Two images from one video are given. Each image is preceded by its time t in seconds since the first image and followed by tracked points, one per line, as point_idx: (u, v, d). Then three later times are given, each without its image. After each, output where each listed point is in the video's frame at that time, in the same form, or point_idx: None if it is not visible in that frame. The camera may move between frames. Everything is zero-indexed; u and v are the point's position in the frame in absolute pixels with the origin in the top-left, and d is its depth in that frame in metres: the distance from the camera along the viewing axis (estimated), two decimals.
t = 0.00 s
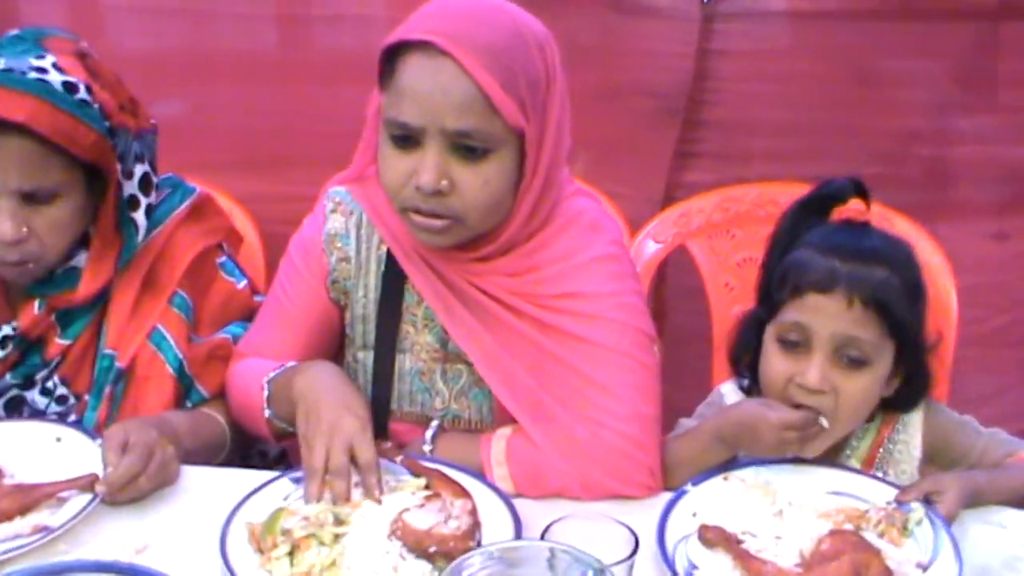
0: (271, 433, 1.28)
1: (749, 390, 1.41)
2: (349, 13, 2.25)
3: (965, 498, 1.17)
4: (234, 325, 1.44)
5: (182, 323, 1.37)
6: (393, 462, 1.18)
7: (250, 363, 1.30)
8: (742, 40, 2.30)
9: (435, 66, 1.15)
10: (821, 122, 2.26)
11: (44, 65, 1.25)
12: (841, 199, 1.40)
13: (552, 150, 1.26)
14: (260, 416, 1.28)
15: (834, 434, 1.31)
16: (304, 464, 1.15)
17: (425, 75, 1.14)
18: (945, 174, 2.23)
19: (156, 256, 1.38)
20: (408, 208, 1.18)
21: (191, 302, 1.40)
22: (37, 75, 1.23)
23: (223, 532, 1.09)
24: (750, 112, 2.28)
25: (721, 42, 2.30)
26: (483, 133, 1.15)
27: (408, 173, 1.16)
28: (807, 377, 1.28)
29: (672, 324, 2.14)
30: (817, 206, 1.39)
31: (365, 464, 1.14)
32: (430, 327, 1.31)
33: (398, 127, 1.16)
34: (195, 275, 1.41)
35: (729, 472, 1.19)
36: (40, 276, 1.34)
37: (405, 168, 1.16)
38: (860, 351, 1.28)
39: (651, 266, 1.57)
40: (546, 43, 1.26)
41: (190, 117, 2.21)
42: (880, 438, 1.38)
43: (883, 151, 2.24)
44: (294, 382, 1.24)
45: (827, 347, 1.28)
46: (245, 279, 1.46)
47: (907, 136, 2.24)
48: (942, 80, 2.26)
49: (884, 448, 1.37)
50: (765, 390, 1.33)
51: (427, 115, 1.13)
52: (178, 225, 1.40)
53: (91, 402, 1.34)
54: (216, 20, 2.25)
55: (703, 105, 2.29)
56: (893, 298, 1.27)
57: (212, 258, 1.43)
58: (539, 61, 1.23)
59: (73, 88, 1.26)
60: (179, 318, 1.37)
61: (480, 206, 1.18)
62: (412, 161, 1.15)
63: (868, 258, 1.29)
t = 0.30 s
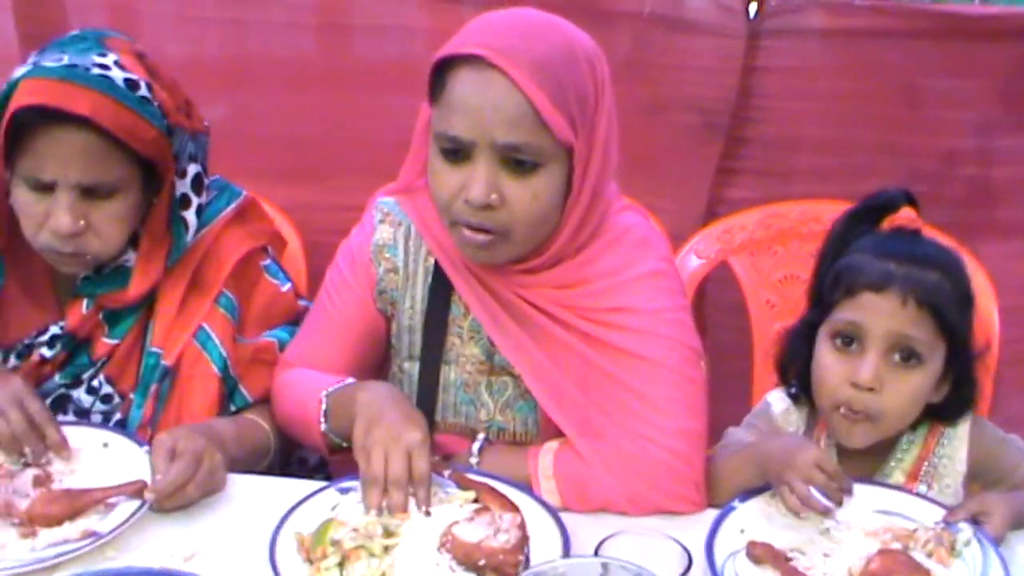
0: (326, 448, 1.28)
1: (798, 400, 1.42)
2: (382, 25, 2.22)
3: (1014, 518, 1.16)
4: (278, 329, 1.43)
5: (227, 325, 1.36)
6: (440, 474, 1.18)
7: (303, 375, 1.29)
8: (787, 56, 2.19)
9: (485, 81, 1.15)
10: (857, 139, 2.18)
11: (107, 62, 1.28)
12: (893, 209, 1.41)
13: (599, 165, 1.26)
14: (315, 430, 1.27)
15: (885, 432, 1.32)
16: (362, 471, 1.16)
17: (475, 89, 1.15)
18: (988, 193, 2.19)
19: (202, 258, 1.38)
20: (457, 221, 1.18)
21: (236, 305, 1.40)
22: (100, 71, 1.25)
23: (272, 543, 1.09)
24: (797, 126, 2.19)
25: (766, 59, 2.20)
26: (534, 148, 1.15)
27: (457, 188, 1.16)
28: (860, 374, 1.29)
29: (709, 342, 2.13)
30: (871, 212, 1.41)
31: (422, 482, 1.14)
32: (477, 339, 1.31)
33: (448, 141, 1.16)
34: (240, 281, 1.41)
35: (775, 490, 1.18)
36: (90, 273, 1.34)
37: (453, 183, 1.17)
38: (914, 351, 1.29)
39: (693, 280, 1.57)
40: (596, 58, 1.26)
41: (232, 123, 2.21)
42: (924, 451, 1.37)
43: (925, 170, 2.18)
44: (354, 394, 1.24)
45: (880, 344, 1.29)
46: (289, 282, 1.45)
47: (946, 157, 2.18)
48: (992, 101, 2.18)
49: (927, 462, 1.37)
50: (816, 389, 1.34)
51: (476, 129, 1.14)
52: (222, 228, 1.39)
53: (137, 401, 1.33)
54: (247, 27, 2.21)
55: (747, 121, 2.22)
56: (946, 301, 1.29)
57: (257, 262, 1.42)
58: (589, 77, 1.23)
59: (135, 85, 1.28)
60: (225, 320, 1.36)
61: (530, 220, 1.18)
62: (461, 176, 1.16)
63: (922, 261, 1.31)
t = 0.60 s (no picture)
0: (408, 460, 1.27)
1: (890, 398, 1.40)
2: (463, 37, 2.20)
3: None
4: (364, 339, 1.45)
5: (316, 337, 1.38)
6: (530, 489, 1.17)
7: (391, 386, 1.30)
8: (872, 72, 2.17)
9: (583, 94, 1.15)
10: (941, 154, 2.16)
11: (192, 77, 1.28)
12: (980, 207, 1.41)
13: (695, 179, 1.25)
14: (399, 443, 1.27)
15: (978, 420, 1.31)
16: (445, 484, 1.15)
17: (574, 103, 1.15)
18: None
19: (287, 270, 1.39)
20: (554, 234, 1.18)
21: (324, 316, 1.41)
22: (186, 86, 1.26)
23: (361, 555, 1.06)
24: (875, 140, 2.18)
25: (852, 73, 2.16)
26: (631, 161, 1.15)
27: (556, 200, 1.16)
28: (949, 359, 1.29)
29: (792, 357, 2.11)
30: (961, 211, 1.41)
31: (503, 500, 1.13)
32: (568, 354, 1.32)
33: (546, 154, 1.16)
34: (325, 291, 1.42)
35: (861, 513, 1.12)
36: (176, 287, 1.34)
37: (551, 196, 1.17)
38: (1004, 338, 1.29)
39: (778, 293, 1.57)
40: (692, 72, 1.26)
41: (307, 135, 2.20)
42: (1014, 451, 1.33)
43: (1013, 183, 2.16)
44: (440, 408, 1.24)
45: (970, 331, 1.29)
46: (373, 293, 1.46)
47: None
48: None
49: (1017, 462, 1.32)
50: (907, 380, 1.35)
51: (575, 142, 1.14)
52: (308, 239, 1.40)
53: (225, 414, 1.35)
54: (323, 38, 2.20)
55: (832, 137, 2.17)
56: None
57: (341, 273, 1.43)
58: (687, 90, 1.23)
59: (221, 99, 1.28)
60: (313, 332, 1.38)
61: (628, 234, 1.18)
62: (559, 188, 1.16)
63: (1011, 251, 1.30)
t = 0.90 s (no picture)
0: (478, 462, 1.27)
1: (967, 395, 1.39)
2: (518, 36, 2.05)
3: None
4: (432, 342, 1.45)
5: (384, 338, 1.38)
6: (602, 496, 1.14)
7: (458, 391, 1.30)
8: (951, 81, 1.97)
9: (667, 99, 1.14)
10: None
11: (267, 78, 1.28)
12: None
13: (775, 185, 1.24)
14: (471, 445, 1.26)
15: None
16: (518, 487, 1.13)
17: (656, 107, 1.14)
18: None
19: (357, 272, 1.38)
20: (633, 239, 1.18)
21: (393, 317, 1.41)
22: (261, 88, 1.26)
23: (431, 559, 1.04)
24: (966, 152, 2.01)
25: (929, 82, 1.97)
26: (714, 167, 1.14)
27: (635, 205, 1.15)
28: None
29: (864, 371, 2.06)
30: None
31: (579, 507, 1.10)
32: (640, 359, 1.31)
33: (627, 158, 1.15)
34: (394, 292, 1.42)
35: (941, 524, 1.09)
36: (246, 287, 1.33)
37: (631, 201, 1.16)
38: None
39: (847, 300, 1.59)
40: (775, 79, 1.25)
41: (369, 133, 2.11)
42: None
43: None
44: (512, 410, 1.23)
45: None
46: (442, 295, 1.46)
47: None
48: None
49: None
50: (993, 390, 1.31)
51: (658, 147, 1.13)
52: (379, 240, 1.40)
53: (292, 414, 1.36)
54: (383, 34, 2.08)
55: (906, 145, 2.02)
56: None
57: (411, 273, 1.43)
58: (769, 96, 1.22)
59: (296, 101, 1.28)
60: (382, 334, 1.38)
61: (707, 241, 1.16)
62: (639, 194, 1.15)
63: None
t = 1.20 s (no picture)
0: (520, 468, 1.26)
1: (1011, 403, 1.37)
2: (557, 35, 2.03)
3: None
4: (471, 342, 1.43)
5: (426, 335, 1.37)
6: (644, 503, 1.12)
7: (499, 394, 1.28)
8: (997, 86, 1.94)
9: (709, 99, 1.13)
10: None
11: (323, 68, 1.28)
12: None
13: (818, 190, 1.22)
14: (513, 449, 1.25)
15: None
16: (566, 492, 1.13)
17: (698, 109, 1.13)
18: None
19: (401, 270, 1.38)
20: (676, 240, 1.16)
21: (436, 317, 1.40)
22: (317, 77, 1.26)
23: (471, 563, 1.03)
24: (1007, 161, 1.98)
25: (974, 89, 1.95)
26: (757, 168, 1.13)
27: (678, 206, 1.14)
28: None
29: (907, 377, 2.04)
30: None
31: (628, 511, 1.10)
32: (682, 364, 1.30)
33: (670, 158, 1.14)
34: (438, 292, 1.41)
35: (995, 536, 1.05)
36: (289, 281, 1.34)
37: (673, 202, 1.15)
38: None
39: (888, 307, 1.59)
40: (821, 80, 1.24)
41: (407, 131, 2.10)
42: None
43: None
44: (558, 414, 1.22)
45: None
46: (483, 296, 1.46)
47: None
48: None
49: None
50: None
51: (700, 147, 1.12)
52: (422, 239, 1.39)
53: (333, 411, 1.36)
54: (419, 31, 2.06)
55: (950, 151, 1.99)
56: None
57: (453, 273, 1.42)
58: (815, 98, 1.21)
59: (351, 91, 1.28)
60: (424, 332, 1.37)
61: (750, 243, 1.15)
62: (682, 195, 1.14)
63: None
